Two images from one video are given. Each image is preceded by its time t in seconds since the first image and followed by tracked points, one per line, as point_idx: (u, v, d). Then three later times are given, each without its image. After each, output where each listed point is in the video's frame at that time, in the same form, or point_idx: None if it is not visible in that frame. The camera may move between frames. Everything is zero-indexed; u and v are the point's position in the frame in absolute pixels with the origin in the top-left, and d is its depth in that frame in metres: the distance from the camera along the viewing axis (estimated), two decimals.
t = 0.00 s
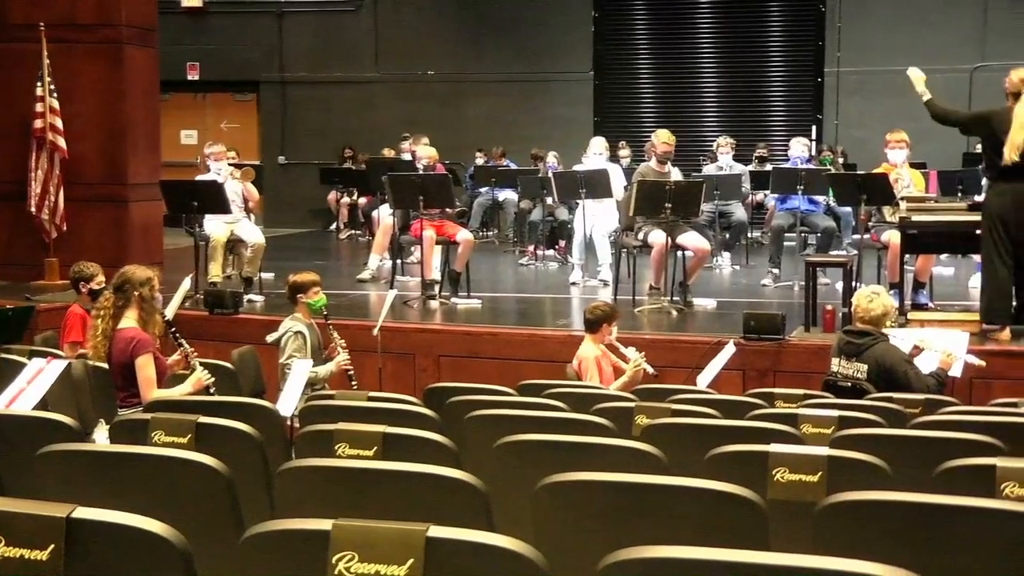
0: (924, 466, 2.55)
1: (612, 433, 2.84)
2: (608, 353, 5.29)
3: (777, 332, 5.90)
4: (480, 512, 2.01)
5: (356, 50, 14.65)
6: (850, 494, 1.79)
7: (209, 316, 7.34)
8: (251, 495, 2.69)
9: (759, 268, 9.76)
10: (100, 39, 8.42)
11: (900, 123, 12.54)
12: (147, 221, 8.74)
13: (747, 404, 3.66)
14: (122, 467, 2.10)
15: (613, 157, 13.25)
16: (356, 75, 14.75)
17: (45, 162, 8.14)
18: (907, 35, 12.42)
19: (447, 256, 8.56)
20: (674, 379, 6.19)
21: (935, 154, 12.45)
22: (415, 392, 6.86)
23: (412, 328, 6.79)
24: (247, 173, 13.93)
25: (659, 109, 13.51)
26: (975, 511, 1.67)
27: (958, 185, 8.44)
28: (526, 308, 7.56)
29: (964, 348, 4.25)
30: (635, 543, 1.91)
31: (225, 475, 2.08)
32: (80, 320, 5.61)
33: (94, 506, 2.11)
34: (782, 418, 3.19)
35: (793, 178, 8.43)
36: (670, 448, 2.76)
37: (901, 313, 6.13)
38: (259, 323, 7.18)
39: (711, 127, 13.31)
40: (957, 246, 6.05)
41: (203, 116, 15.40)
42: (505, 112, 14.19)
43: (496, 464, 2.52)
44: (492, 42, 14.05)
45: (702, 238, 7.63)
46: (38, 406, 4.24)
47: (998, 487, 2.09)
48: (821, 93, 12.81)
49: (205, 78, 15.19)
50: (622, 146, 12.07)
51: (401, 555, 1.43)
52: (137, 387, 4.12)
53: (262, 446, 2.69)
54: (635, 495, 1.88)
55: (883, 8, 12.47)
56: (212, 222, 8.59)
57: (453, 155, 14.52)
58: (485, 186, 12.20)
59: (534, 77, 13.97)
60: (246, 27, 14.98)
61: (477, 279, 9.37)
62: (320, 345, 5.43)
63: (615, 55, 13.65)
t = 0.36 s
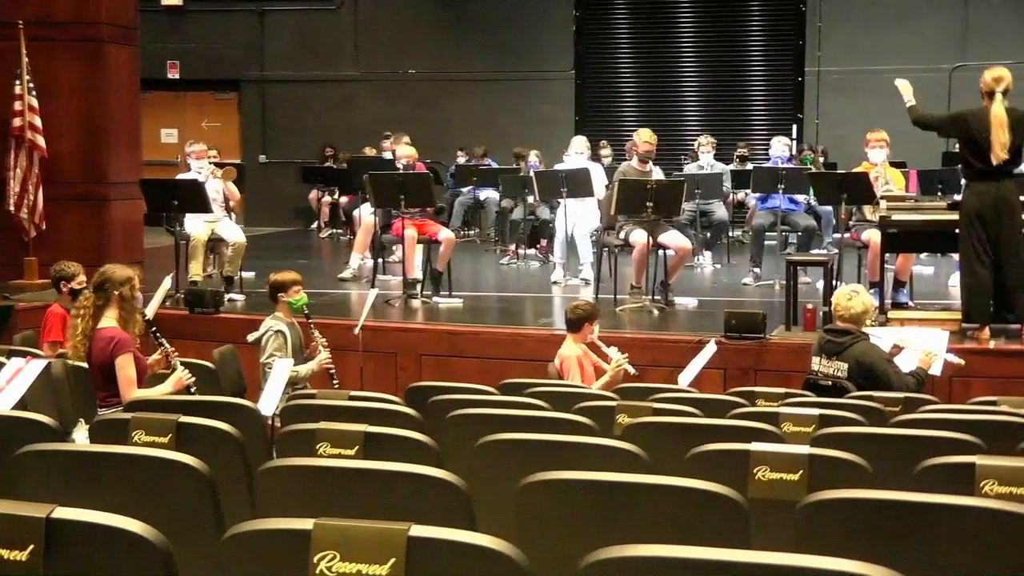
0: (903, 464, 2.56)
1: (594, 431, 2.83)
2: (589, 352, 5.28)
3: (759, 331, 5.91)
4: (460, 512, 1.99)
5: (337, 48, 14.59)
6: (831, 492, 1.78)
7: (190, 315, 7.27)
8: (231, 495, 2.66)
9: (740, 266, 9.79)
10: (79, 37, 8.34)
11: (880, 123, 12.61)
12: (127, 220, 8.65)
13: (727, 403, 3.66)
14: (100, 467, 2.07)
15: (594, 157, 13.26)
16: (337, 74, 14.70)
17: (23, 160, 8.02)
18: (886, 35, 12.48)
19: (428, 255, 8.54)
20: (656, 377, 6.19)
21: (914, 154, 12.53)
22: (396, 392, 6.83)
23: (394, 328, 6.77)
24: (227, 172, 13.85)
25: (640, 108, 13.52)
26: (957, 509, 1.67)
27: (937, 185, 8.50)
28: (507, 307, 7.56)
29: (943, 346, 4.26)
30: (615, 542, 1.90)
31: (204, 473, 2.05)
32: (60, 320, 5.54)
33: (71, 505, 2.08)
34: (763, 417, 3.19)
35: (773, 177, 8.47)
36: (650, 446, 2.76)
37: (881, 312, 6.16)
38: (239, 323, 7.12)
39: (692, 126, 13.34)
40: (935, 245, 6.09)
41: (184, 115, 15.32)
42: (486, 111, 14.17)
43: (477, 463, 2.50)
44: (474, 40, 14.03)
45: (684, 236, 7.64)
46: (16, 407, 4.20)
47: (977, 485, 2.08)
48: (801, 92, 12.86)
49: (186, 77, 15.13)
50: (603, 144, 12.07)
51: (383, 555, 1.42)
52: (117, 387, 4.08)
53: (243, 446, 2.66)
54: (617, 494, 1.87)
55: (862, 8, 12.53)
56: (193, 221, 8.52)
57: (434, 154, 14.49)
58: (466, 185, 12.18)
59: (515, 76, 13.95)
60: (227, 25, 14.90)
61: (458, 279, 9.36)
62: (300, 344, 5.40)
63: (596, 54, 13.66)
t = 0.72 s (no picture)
0: (884, 462, 2.56)
1: (575, 429, 2.82)
2: (570, 351, 5.27)
3: (739, 330, 5.92)
4: (441, 511, 1.98)
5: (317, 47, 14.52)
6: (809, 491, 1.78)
7: (169, 314, 7.21)
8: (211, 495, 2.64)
9: (720, 265, 9.82)
10: (57, 35, 8.22)
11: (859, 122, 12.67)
12: (106, 219, 8.57)
13: (708, 401, 3.66)
14: (78, 467, 2.05)
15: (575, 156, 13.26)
16: (317, 73, 14.64)
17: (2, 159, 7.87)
18: (865, 35, 12.53)
19: (409, 254, 8.51)
20: (636, 376, 6.20)
21: (894, 153, 12.60)
22: (377, 391, 6.80)
23: (375, 327, 6.74)
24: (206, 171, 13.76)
25: (621, 107, 13.54)
26: (937, 507, 1.67)
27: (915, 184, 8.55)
28: (488, 306, 7.55)
29: (921, 345, 4.27)
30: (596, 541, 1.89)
31: (183, 472, 2.03)
32: (39, 319, 5.49)
33: (49, 505, 2.06)
34: (743, 415, 3.19)
35: (753, 176, 8.49)
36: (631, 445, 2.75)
37: (861, 310, 6.19)
38: (219, 322, 7.07)
39: (672, 125, 13.36)
40: (914, 244, 6.13)
41: (163, 114, 15.24)
42: (467, 110, 14.14)
43: (458, 462, 2.49)
44: (455, 39, 14.00)
45: (665, 235, 7.65)
46: None
47: (955, 484, 2.10)
48: (781, 91, 12.90)
49: (165, 76, 15.04)
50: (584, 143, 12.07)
51: (363, 554, 1.40)
52: (97, 386, 4.05)
53: (223, 446, 2.63)
54: (600, 493, 1.86)
55: (842, 8, 12.57)
56: (173, 220, 8.46)
57: (414, 153, 14.45)
58: (447, 184, 12.14)
59: (496, 75, 13.93)
60: (206, 23, 14.82)
61: (439, 277, 9.34)
62: (281, 343, 5.36)
63: (577, 53, 13.65)
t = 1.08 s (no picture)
0: (860, 460, 2.57)
1: (552, 428, 2.81)
2: (549, 351, 5.25)
3: (716, 329, 5.94)
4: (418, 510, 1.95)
5: (294, 46, 14.45)
6: (784, 489, 1.78)
7: (146, 314, 7.14)
8: (189, 495, 2.61)
9: (698, 264, 9.85)
10: (33, 33, 8.11)
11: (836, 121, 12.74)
12: (82, 219, 8.47)
13: (686, 400, 3.66)
14: (52, 466, 2.01)
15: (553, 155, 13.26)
16: (294, 71, 14.57)
17: None
18: (842, 34, 12.59)
19: (387, 253, 8.47)
20: (614, 375, 6.20)
21: (870, 152, 12.68)
22: (354, 390, 6.76)
23: (353, 327, 6.70)
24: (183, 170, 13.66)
25: (599, 107, 13.55)
26: (915, 505, 1.67)
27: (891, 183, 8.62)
28: (466, 305, 7.54)
29: (898, 343, 4.29)
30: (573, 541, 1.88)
31: (160, 472, 2.00)
32: (14, 319, 5.42)
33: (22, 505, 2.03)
34: (721, 414, 3.19)
35: (731, 175, 8.52)
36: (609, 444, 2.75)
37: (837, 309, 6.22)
38: (195, 322, 7.00)
39: (650, 124, 13.39)
40: (891, 242, 6.16)
41: (140, 113, 15.15)
42: (445, 109, 14.11)
43: (435, 461, 2.47)
44: (433, 38, 13.97)
45: (642, 234, 7.66)
46: None
47: (931, 481, 2.07)
48: (759, 90, 12.94)
49: (140, 74, 14.93)
50: (561, 142, 12.06)
51: (342, 554, 1.39)
52: (72, 386, 4.01)
53: (200, 446, 2.60)
54: (579, 492, 1.84)
55: (818, 7, 12.63)
56: (149, 219, 8.38)
57: (392, 152, 14.40)
58: (425, 183, 12.10)
59: (474, 74, 13.91)
60: (183, 22, 14.73)
61: (417, 276, 9.31)
62: (258, 342, 5.32)
63: (555, 52, 13.64)
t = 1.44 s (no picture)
0: (833, 458, 2.58)
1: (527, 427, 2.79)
2: (522, 351, 5.24)
3: (689, 328, 5.96)
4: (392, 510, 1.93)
5: (266, 44, 14.37)
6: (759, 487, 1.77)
7: (117, 313, 7.05)
8: (161, 495, 2.57)
9: (672, 263, 9.88)
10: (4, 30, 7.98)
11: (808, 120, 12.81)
12: (54, 218, 8.35)
13: (661, 399, 3.66)
14: (22, 466, 1.98)
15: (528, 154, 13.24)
16: (267, 70, 14.48)
17: None
18: (814, 34, 12.66)
19: (361, 252, 8.43)
20: (588, 374, 6.20)
21: (843, 151, 12.77)
22: (328, 390, 6.71)
23: (326, 326, 6.65)
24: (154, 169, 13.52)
25: (573, 106, 13.55)
26: (890, 504, 1.67)
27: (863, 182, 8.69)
28: (440, 304, 7.50)
29: (871, 343, 4.33)
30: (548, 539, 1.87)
31: (133, 472, 1.96)
32: None
33: None
34: (695, 413, 3.19)
35: (704, 174, 8.54)
36: (585, 443, 2.74)
37: (810, 308, 6.25)
38: (168, 321, 6.92)
39: (623, 123, 13.41)
40: (863, 240, 6.20)
41: (111, 111, 15.00)
42: (419, 107, 14.06)
43: (410, 460, 2.45)
44: (407, 36, 13.92)
45: (617, 233, 7.67)
46: None
47: (903, 479, 2.06)
48: (731, 90, 12.99)
49: (112, 72, 14.79)
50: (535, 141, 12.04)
51: (315, 554, 1.36)
52: (44, 386, 3.94)
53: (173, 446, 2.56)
54: (555, 490, 1.83)
55: (791, 7, 12.69)
56: (121, 217, 8.29)
57: (365, 151, 14.34)
58: (398, 182, 12.05)
59: (449, 72, 13.87)
60: (155, 20, 14.61)
61: (391, 276, 9.27)
62: (231, 341, 5.27)
63: (529, 51, 13.62)
